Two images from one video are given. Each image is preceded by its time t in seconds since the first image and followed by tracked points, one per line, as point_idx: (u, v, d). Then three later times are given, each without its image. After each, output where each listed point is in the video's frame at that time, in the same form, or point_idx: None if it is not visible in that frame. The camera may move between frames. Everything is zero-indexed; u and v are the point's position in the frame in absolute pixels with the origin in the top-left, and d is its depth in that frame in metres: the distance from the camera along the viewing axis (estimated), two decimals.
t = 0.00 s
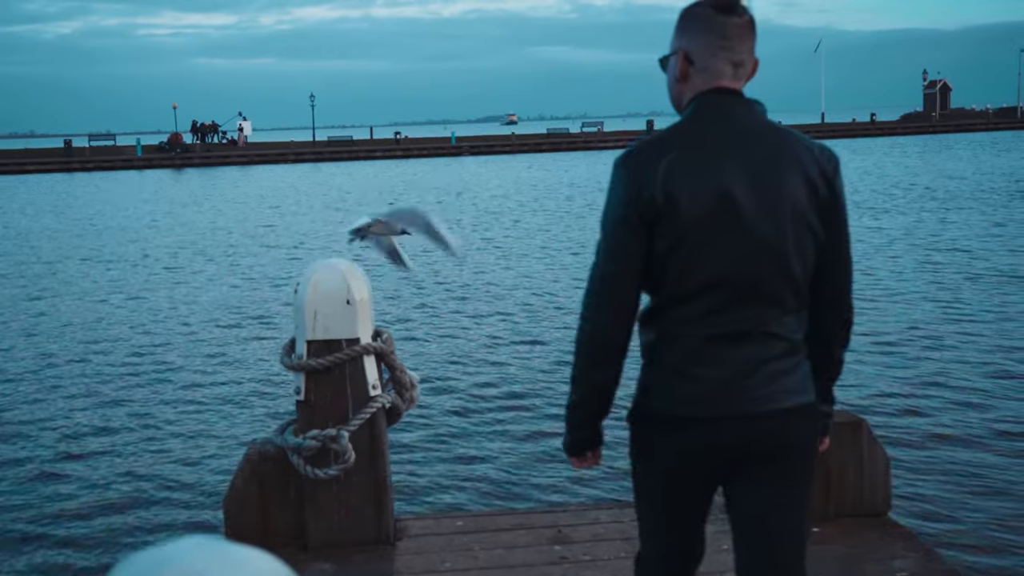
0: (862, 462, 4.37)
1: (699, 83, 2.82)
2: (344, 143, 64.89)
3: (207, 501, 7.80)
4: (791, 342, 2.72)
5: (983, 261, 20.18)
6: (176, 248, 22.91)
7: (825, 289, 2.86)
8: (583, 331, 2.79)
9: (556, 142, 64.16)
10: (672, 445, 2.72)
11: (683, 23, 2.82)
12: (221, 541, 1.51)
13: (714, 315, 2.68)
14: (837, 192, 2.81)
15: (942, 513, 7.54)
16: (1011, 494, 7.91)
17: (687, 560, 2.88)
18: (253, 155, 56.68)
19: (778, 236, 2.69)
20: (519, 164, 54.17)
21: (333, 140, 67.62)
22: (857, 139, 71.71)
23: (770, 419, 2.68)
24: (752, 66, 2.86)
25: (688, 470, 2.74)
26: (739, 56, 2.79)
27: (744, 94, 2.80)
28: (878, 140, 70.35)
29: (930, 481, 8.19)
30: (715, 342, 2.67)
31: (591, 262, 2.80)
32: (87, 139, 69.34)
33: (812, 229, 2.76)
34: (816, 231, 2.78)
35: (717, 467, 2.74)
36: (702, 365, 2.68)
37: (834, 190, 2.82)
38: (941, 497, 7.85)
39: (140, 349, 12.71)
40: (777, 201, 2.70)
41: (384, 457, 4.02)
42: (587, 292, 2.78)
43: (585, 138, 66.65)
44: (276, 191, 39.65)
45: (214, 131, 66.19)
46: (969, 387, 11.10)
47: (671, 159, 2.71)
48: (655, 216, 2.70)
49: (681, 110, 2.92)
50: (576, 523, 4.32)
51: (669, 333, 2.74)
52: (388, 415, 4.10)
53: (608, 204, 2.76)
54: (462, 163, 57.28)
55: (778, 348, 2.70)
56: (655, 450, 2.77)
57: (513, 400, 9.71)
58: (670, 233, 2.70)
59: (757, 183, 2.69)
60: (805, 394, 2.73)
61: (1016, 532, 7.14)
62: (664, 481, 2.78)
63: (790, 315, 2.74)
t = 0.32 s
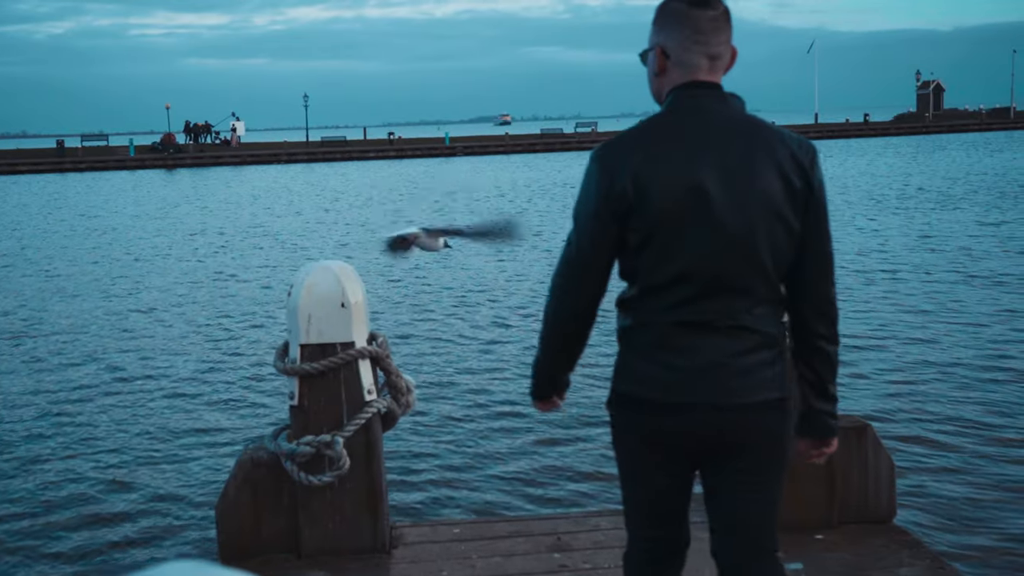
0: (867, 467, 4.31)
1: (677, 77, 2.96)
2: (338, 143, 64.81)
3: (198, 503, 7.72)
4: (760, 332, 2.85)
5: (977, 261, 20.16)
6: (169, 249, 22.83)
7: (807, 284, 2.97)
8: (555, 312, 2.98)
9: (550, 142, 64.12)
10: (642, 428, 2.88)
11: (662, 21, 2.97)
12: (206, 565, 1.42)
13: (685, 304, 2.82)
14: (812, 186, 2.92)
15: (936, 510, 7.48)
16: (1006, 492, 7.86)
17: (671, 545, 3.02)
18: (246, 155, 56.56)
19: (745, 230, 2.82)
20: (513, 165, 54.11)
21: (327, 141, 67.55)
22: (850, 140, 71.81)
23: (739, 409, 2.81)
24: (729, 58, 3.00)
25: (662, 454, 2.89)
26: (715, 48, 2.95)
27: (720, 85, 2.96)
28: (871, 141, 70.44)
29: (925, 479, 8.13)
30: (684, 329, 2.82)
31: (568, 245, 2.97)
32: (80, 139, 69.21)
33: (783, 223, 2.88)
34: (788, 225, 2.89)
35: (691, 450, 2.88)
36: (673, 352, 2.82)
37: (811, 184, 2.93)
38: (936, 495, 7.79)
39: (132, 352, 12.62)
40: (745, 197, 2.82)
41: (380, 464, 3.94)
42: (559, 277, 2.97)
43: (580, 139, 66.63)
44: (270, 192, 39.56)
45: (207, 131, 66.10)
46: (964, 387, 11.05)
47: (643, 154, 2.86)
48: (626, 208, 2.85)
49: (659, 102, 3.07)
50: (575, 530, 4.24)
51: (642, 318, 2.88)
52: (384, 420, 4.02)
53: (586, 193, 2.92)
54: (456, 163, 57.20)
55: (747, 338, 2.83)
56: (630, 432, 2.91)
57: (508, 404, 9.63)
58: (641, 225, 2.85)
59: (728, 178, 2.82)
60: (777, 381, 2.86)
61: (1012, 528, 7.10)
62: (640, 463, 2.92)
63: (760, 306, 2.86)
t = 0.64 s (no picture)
0: (872, 475, 4.24)
1: (662, 73, 2.94)
2: (332, 144, 64.77)
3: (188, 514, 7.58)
4: (737, 328, 2.83)
5: (973, 263, 20.06)
6: (161, 251, 22.74)
7: (791, 279, 2.93)
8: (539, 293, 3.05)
9: (545, 143, 64.14)
10: (623, 421, 2.90)
11: (647, 17, 2.95)
12: None
13: (662, 299, 2.82)
14: (794, 182, 2.87)
15: (937, 518, 7.35)
16: (1007, 501, 7.73)
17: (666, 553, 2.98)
18: (240, 156, 56.45)
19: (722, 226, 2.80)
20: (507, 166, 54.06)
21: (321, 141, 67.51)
22: (845, 141, 71.86)
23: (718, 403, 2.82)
24: (715, 52, 2.96)
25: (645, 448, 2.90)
26: (697, 44, 2.91)
27: (704, 81, 2.91)
28: (864, 141, 70.52)
29: (925, 488, 8.00)
30: (663, 324, 2.81)
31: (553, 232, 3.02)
32: (73, 140, 69.12)
33: (763, 220, 2.85)
34: (768, 222, 2.86)
35: (671, 443, 2.89)
36: (651, 346, 2.83)
37: (795, 178, 2.88)
38: (936, 504, 7.66)
39: (123, 357, 12.47)
40: (721, 193, 2.79)
41: (375, 472, 3.85)
42: (543, 262, 3.03)
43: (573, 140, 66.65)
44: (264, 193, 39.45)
45: (201, 133, 66.04)
46: (963, 392, 10.93)
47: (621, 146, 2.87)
48: (604, 200, 2.87)
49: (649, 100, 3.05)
50: (574, 539, 4.17)
51: (623, 311, 2.89)
52: (379, 426, 3.93)
53: (567, 184, 2.95)
54: (452, 164, 57.15)
55: (723, 334, 2.81)
56: (614, 424, 2.93)
57: (502, 410, 9.49)
58: (618, 218, 2.86)
59: (705, 175, 2.79)
60: (755, 378, 2.85)
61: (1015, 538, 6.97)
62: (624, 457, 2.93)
63: (739, 302, 2.84)
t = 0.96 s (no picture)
0: (876, 483, 4.19)
1: (653, 74, 2.91)
2: (327, 146, 64.72)
3: (174, 513, 7.42)
4: (727, 326, 2.77)
5: (968, 265, 19.98)
6: (153, 252, 22.66)
7: (779, 279, 2.90)
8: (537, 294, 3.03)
9: (540, 145, 64.12)
10: (618, 422, 2.80)
11: (636, 20, 2.93)
12: None
13: (653, 299, 2.76)
14: (779, 182, 2.84)
15: (935, 525, 7.22)
16: (1007, 507, 7.60)
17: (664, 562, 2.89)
18: (234, 158, 56.43)
19: (710, 226, 2.76)
20: (501, 167, 54.02)
21: (316, 142, 67.45)
22: (838, 142, 71.91)
23: (713, 403, 2.74)
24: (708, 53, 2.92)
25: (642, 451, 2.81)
26: (689, 44, 2.87)
27: (694, 82, 2.88)
28: (859, 142, 70.58)
29: (921, 493, 7.89)
30: (655, 325, 2.75)
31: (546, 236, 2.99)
32: (67, 141, 69.02)
33: (749, 219, 2.81)
34: (754, 221, 2.82)
35: (666, 447, 2.80)
36: (644, 346, 2.76)
37: (782, 179, 2.86)
38: (935, 511, 7.52)
39: (111, 359, 12.33)
40: (708, 190, 2.75)
41: (369, 482, 3.77)
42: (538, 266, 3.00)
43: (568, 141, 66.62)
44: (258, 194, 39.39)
45: (196, 133, 65.93)
46: (961, 394, 10.80)
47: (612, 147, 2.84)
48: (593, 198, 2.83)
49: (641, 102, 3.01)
50: (573, 549, 4.09)
51: (613, 312, 2.84)
52: (373, 435, 3.84)
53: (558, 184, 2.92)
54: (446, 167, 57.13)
55: (713, 332, 2.76)
56: (608, 427, 2.84)
57: (496, 418, 9.35)
58: (607, 217, 2.82)
59: (692, 172, 2.75)
60: (747, 377, 2.79)
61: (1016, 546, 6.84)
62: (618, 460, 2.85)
63: (728, 302, 2.79)
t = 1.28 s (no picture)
0: (882, 490, 4.12)
1: (651, 79, 2.90)
2: (322, 147, 64.61)
3: (163, 523, 7.27)
4: (725, 330, 2.77)
5: (966, 266, 19.83)
6: (145, 254, 22.56)
7: (774, 283, 2.90)
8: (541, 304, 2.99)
9: (536, 145, 64.10)
10: (618, 424, 2.78)
11: (635, 25, 2.92)
12: None
13: (653, 302, 2.76)
14: (778, 188, 2.84)
15: (939, 533, 7.08)
16: (1004, 509, 7.55)
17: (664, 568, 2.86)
18: (229, 159, 56.27)
19: (710, 230, 2.76)
20: (497, 168, 53.97)
21: (311, 142, 67.34)
22: (834, 143, 71.88)
23: (713, 404, 2.74)
24: (708, 58, 2.90)
25: (641, 455, 2.78)
26: (687, 50, 2.86)
27: (694, 86, 2.87)
28: (854, 142, 70.63)
29: (917, 495, 7.84)
30: (654, 329, 2.74)
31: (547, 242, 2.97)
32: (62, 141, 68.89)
33: (748, 225, 2.81)
34: (752, 227, 2.82)
35: (665, 450, 2.79)
36: (643, 347, 2.75)
37: (779, 185, 2.86)
38: (939, 518, 7.38)
39: (102, 363, 12.18)
40: (708, 193, 2.75)
41: (362, 488, 3.67)
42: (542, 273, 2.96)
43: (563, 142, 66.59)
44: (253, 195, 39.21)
45: (191, 134, 65.79)
46: (963, 397, 10.66)
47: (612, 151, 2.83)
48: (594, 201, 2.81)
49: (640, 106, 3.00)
50: (571, 557, 4.01)
51: (614, 316, 2.82)
52: (366, 441, 3.74)
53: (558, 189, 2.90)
54: (442, 168, 57.03)
55: (712, 336, 2.75)
56: (605, 430, 2.82)
57: (492, 425, 9.20)
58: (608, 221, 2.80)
59: (691, 176, 2.75)
60: (744, 380, 2.79)
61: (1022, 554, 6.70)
62: (616, 463, 2.82)
63: (726, 306, 2.79)
